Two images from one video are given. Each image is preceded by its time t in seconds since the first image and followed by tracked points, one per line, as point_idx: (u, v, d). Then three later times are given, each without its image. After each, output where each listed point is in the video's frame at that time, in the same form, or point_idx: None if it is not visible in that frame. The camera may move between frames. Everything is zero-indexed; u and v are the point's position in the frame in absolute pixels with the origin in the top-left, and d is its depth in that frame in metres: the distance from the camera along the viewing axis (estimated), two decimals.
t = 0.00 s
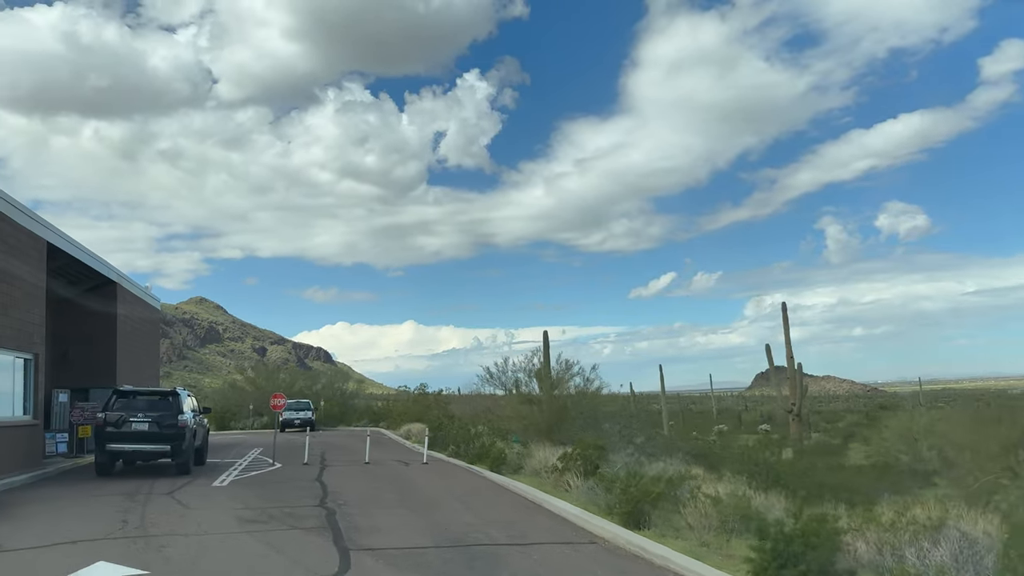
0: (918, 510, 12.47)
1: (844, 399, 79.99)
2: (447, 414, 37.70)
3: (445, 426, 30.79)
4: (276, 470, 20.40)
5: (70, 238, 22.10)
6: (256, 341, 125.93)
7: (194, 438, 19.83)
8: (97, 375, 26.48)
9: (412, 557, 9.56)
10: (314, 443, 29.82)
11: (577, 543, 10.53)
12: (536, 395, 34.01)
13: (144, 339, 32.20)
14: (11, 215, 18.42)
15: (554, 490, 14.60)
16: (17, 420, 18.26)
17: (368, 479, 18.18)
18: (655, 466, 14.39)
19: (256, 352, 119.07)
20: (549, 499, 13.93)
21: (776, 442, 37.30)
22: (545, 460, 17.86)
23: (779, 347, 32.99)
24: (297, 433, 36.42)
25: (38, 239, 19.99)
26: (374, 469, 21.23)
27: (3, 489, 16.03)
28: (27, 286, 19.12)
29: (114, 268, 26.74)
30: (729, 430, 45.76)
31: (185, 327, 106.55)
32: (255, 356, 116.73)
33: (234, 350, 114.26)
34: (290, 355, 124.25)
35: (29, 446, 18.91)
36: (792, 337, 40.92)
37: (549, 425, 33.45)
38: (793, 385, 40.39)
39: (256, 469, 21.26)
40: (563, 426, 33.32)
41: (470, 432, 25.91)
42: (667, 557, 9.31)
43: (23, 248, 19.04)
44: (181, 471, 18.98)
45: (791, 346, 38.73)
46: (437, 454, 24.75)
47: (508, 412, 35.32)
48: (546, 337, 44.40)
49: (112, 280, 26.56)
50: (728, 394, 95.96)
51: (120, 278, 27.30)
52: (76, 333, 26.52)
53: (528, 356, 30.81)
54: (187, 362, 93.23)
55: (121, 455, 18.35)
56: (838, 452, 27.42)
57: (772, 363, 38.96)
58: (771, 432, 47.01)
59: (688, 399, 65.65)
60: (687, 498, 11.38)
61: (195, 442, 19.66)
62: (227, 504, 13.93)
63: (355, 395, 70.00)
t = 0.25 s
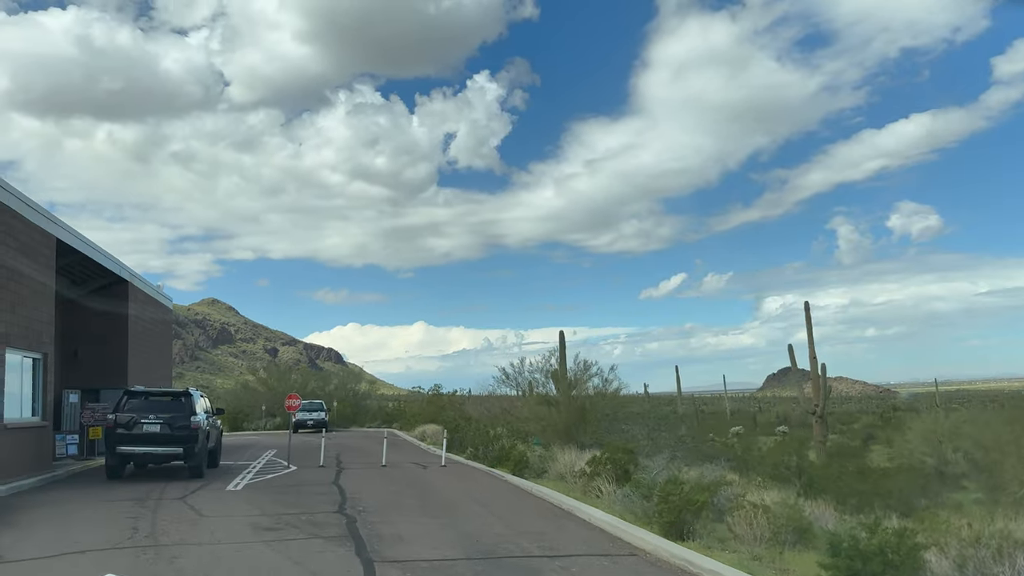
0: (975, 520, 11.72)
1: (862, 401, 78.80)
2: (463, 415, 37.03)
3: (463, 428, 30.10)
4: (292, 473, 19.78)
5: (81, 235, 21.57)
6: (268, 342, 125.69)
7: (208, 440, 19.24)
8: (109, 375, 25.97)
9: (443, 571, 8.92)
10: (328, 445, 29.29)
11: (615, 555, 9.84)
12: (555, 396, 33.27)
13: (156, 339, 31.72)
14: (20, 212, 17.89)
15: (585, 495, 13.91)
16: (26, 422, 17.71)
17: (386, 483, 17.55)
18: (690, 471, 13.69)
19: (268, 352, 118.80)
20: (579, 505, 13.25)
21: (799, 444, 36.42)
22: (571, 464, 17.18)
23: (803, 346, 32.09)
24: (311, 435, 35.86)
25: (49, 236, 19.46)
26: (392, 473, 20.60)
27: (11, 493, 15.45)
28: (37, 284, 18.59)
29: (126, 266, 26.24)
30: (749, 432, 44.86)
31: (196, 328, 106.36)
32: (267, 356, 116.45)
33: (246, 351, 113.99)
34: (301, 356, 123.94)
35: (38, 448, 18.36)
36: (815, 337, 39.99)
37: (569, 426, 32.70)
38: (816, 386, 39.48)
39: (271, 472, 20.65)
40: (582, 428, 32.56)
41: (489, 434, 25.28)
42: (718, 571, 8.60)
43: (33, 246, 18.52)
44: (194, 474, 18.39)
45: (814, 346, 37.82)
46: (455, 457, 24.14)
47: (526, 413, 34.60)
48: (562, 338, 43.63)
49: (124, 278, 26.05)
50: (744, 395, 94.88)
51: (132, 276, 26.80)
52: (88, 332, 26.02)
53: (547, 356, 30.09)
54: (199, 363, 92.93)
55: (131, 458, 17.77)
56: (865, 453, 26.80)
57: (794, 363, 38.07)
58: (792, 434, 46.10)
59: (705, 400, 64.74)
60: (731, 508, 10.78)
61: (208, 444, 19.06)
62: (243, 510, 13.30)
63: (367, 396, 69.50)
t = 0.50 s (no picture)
0: None
1: (880, 401, 77.69)
2: (479, 417, 36.36)
3: (480, 430, 29.43)
4: (309, 476, 19.16)
5: (92, 232, 21.04)
6: (280, 343, 125.41)
7: (222, 443, 18.65)
8: (120, 375, 25.48)
9: None
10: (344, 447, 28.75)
11: (660, 569, 9.14)
12: (573, 397, 32.51)
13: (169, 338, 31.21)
14: (30, 207, 17.33)
15: (619, 502, 13.24)
16: (35, 423, 17.15)
17: (406, 489, 16.91)
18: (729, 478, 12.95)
19: (279, 353, 118.53)
20: (613, 513, 12.60)
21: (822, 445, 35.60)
22: (598, 469, 16.52)
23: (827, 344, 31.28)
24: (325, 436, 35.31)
25: (59, 232, 18.92)
26: (411, 477, 19.94)
27: (19, 498, 14.87)
28: (47, 281, 18.04)
29: (138, 264, 25.72)
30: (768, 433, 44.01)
31: (208, 328, 106.16)
32: (279, 357, 116.18)
33: (258, 351, 113.73)
34: (313, 357, 123.64)
35: (48, 450, 17.79)
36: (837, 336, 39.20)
37: (588, 428, 31.98)
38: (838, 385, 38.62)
39: (287, 475, 20.05)
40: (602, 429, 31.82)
41: (509, 435, 24.67)
42: None
43: (43, 242, 17.98)
44: (208, 478, 17.81)
45: (838, 345, 36.97)
46: (474, 459, 23.52)
47: (543, 415, 33.88)
48: (578, 338, 42.90)
49: (136, 276, 25.53)
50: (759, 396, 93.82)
51: (144, 274, 26.27)
52: (99, 331, 25.53)
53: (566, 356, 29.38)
54: (211, 363, 92.62)
55: (144, 460, 17.19)
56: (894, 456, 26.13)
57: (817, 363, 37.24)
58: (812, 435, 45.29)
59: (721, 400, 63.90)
60: (779, 520, 10.20)
61: (222, 447, 18.48)
62: (260, 517, 12.66)
63: (380, 397, 68.98)
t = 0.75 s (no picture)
0: None
1: (898, 403, 76.67)
2: (496, 418, 35.74)
3: (499, 431, 28.81)
4: (326, 480, 18.55)
5: (104, 229, 20.54)
6: (291, 344, 125.18)
7: (237, 445, 18.07)
8: (132, 376, 24.97)
9: None
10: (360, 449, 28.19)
11: None
12: (592, 398, 31.86)
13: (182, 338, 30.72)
14: (40, 202, 16.82)
15: (654, 510, 12.59)
16: (44, 426, 16.61)
17: (428, 492, 16.30)
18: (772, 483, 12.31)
19: (291, 354, 118.31)
20: (651, 522, 11.95)
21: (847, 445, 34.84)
22: (628, 473, 15.89)
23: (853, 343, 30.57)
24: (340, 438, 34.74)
25: (70, 229, 18.41)
26: (430, 480, 19.33)
27: (27, 503, 14.31)
28: (56, 279, 17.49)
29: (151, 262, 25.23)
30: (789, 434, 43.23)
31: (220, 330, 105.96)
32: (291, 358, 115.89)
33: (270, 352, 113.49)
34: (325, 358, 123.33)
35: (57, 453, 17.24)
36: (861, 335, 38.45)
37: (608, 430, 31.31)
38: (862, 385, 37.90)
39: (303, 479, 19.46)
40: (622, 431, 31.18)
41: (529, 438, 24.02)
42: None
43: (54, 238, 17.47)
44: (222, 481, 17.23)
45: (863, 344, 36.19)
46: (494, 462, 22.88)
47: (562, 416, 33.27)
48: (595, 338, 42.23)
49: (148, 275, 25.03)
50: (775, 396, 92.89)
51: (157, 272, 25.78)
52: (111, 331, 25.03)
53: (587, 356, 28.79)
54: (223, 364, 92.34)
55: (156, 464, 16.62)
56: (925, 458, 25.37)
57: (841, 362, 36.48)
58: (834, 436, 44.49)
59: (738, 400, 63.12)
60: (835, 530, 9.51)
61: (237, 449, 17.89)
62: (278, 525, 12.04)
63: (393, 398, 68.47)
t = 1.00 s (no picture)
0: None
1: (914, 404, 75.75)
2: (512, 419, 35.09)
3: (517, 434, 28.17)
4: (342, 484, 17.96)
5: (115, 226, 20.01)
6: (302, 345, 124.91)
7: (252, 448, 17.53)
8: (143, 377, 24.47)
9: None
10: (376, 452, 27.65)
11: None
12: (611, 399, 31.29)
13: (195, 338, 30.21)
14: (48, 196, 16.26)
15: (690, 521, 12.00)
16: (53, 428, 16.06)
17: (449, 497, 15.72)
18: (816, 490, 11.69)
19: (301, 355, 118.01)
20: (691, 534, 11.36)
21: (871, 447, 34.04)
22: (657, 478, 15.27)
23: (880, 344, 29.83)
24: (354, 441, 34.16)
25: (80, 225, 17.87)
26: (450, 484, 18.73)
27: (35, 508, 13.70)
28: (65, 277, 16.92)
29: (162, 260, 24.71)
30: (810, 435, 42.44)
31: (232, 331, 105.75)
32: (302, 359, 115.60)
33: (281, 354, 113.21)
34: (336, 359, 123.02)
35: (66, 457, 16.69)
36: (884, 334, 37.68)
37: (628, 432, 30.67)
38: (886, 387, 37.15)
39: (319, 483, 18.86)
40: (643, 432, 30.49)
41: (550, 440, 23.40)
42: None
43: (62, 234, 16.92)
44: (236, 485, 16.66)
45: (887, 343, 35.40)
46: (513, 465, 22.28)
47: (580, 418, 32.67)
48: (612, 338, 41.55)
49: (160, 273, 24.52)
50: (790, 397, 91.93)
51: (168, 271, 25.25)
52: (122, 331, 24.55)
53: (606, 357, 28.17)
54: (235, 366, 92.07)
55: (168, 468, 16.05)
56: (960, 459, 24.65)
57: (864, 362, 35.69)
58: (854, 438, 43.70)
59: (754, 401, 62.32)
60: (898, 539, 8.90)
61: (251, 452, 17.31)
62: (296, 534, 11.40)
63: (405, 399, 67.97)
